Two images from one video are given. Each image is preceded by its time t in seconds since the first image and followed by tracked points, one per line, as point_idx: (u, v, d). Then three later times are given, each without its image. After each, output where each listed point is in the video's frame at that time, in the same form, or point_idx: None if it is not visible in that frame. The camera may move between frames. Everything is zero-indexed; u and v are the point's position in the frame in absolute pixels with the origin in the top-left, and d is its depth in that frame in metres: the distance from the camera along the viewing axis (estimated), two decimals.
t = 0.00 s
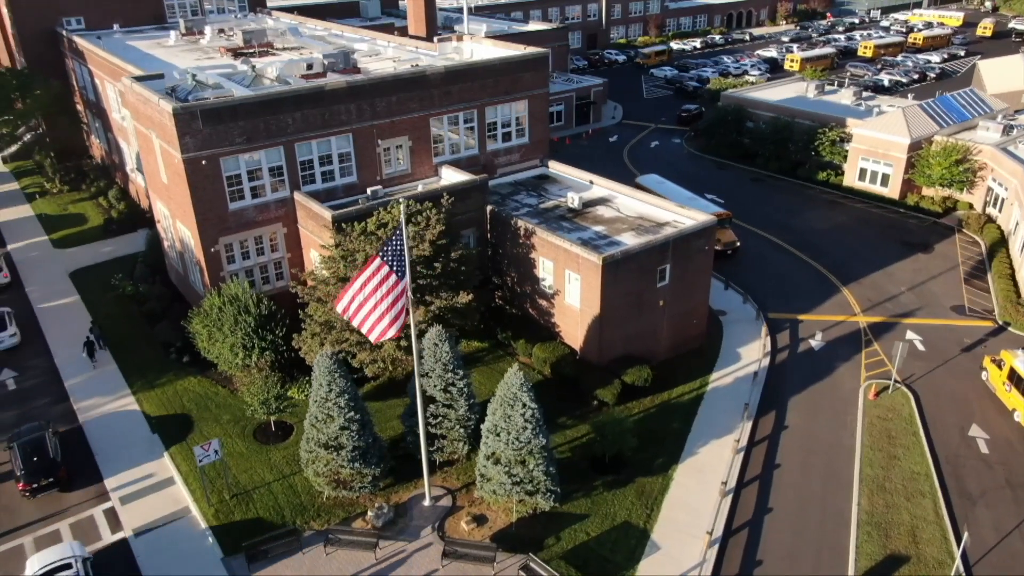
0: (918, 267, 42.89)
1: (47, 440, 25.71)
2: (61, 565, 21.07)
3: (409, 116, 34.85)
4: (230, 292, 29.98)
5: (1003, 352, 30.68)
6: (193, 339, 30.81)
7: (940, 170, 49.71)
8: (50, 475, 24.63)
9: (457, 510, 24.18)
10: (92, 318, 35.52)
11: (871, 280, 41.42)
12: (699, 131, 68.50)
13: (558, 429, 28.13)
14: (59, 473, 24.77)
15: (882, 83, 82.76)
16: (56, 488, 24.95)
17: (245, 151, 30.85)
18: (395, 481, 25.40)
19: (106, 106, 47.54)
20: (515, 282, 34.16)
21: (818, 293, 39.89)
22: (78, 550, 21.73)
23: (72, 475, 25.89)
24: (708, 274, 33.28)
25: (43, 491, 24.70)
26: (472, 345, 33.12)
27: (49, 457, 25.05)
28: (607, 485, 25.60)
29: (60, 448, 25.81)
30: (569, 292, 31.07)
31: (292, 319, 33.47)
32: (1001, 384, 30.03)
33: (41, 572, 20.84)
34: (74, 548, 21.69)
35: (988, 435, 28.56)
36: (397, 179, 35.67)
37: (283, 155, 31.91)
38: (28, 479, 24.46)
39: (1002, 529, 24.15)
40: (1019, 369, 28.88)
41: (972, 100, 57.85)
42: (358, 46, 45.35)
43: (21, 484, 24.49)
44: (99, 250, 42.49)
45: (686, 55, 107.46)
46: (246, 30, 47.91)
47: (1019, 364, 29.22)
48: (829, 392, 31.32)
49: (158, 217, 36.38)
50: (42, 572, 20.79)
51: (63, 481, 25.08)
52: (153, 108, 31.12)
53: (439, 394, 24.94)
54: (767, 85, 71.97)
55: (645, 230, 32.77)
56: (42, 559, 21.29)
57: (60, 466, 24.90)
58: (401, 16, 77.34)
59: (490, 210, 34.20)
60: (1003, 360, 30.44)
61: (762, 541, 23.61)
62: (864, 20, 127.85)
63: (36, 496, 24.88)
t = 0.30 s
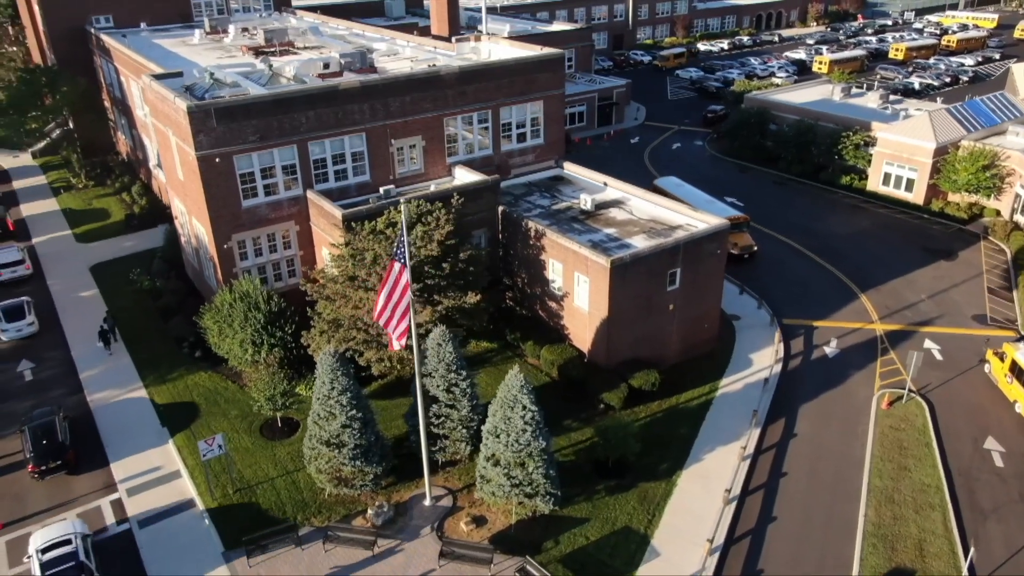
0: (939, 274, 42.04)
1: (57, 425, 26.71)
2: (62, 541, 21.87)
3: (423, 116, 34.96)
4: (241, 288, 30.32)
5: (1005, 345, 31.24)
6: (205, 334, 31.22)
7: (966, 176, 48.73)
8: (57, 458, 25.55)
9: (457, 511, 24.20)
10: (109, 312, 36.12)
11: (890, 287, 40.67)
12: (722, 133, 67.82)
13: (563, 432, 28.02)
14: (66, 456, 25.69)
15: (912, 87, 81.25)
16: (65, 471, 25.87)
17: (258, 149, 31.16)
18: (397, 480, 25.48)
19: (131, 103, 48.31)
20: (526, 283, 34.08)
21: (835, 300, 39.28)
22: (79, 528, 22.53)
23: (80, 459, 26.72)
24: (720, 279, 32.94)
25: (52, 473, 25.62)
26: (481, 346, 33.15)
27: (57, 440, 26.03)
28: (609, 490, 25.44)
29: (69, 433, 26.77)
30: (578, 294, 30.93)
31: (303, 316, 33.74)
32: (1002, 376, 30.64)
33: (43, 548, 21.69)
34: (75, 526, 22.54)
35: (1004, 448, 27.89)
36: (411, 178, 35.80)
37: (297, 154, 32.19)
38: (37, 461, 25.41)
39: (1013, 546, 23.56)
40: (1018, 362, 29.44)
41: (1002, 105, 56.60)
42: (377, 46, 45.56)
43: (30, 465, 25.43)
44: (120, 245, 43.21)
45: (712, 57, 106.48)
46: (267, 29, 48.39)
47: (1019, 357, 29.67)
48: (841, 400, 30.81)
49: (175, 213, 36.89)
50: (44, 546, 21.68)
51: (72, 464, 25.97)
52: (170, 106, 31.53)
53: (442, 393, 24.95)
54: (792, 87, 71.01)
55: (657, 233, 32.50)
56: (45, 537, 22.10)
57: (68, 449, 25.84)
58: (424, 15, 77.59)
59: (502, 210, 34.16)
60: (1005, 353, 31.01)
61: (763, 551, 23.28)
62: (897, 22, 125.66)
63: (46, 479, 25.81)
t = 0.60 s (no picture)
0: (964, 283, 41.07)
1: (68, 409, 27.58)
2: (65, 517, 22.61)
3: (437, 115, 35.04)
4: (253, 285, 30.67)
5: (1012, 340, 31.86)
6: (218, 329, 31.61)
7: (995, 182, 47.74)
8: (67, 440, 26.36)
9: (456, 511, 24.19)
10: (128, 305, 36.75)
11: (912, 295, 39.83)
12: (747, 136, 67.00)
13: (568, 435, 27.86)
14: (75, 438, 26.50)
15: (946, 91, 79.52)
16: (75, 453, 26.67)
17: (272, 147, 31.48)
18: (399, 478, 25.57)
19: (157, 101, 49.11)
20: (537, 285, 33.94)
21: (854, 307, 38.55)
22: (82, 506, 23.26)
23: (89, 447, 27.26)
24: (734, 283, 32.52)
25: (62, 455, 26.44)
26: (491, 346, 33.14)
27: (68, 424, 26.87)
28: (611, 494, 25.25)
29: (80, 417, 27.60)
30: (588, 297, 30.76)
31: (314, 314, 34.00)
32: (1008, 370, 31.27)
33: (47, 522, 22.48)
34: (79, 503, 23.30)
35: (1021, 463, 27.15)
36: (425, 178, 35.90)
37: (311, 152, 32.46)
38: (48, 443, 26.25)
39: None
40: None
41: None
42: (397, 46, 45.80)
43: (41, 447, 26.29)
44: (142, 240, 43.97)
45: (742, 59, 105.27)
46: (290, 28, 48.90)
47: None
48: (854, 410, 30.23)
49: (194, 210, 37.41)
50: (48, 521, 22.48)
51: (81, 447, 26.78)
52: (188, 104, 31.97)
53: (445, 393, 24.98)
54: (820, 90, 69.94)
55: (669, 236, 32.20)
56: (50, 513, 22.88)
57: (77, 432, 26.66)
58: (450, 15, 77.87)
59: (514, 211, 34.08)
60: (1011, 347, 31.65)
61: (765, 561, 22.93)
62: (934, 25, 123.10)
63: (56, 460, 26.65)
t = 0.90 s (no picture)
0: (987, 292, 40.14)
1: (80, 396, 28.40)
2: (70, 496, 23.31)
3: (451, 116, 35.10)
4: (264, 282, 30.98)
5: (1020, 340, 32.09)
6: (229, 326, 31.98)
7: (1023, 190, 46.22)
8: (77, 426, 27.18)
9: (456, 512, 24.19)
10: (145, 300, 37.35)
11: (932, 303, 39.03)
12: (771, 139, 66.21)
13: (572, 439, 27.72)
14: (86, 425, 27.28)
15: (979, 95, 77.81)
16: (85, 439, 27.46)
17: (286, 146, 31.79)
18: (401, 478, 25.65)
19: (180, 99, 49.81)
20: (547, 287, 33.83)
21: (872, 315, 37.87)
22: (87, 487, 23.95)
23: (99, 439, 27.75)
24: (746, 289, 32.11)
25: (72, 441, 27.21)
26: (499, 348, 33.12)
27: (79, 410, 27.66)
28: (613, 499, 25.07)
29: (91, 404, 28.43)
30: (596, 300, 30.59)
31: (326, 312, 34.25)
32: (1017, 369, 31.27)
33: (53, 501, 23.21)
34: (85, 484, 24.00)
35: None
36: (438, 178, 35.99)
37: (324, 152, 32.71)
38: (59, 428, 27.04)
39: None
40: None
41: None
42: (416, 46, 45.97)
43: (53, 432, 27.07)
44: (162, 236, 44.66)
45: (770, 61, 104.05)
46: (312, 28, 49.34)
47: None
48: (866, 419, 29.68)
49: (211, 207, 37.88)
50: (55, 500, 23.15)
51: (91, 434, 27.56)
52: (204, 102, 32.37)
53: (448, 395, 25.00)
54: (847, 94, 68.89)
55: (681, 240, 31.91)
56: (56, 493, 23.60)
57: (88, 418, 27.48)
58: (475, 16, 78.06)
59: (526, 213, 34.03)
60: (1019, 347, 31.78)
61: (767, 571, 22.61)
62: (970, 28, 120.58)
63: (67, 445, 27.42)
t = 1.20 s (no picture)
0: (1013, 301, 39.12)
1: (93, 381, 29.26)
2: (77, 476, 24.24)
3: (466, 116, 35.14)
4: (276, 279, 31.31)
5: None
6: (242, 321, 32.38)
7: None
8: (90, 411, 28.01)
9: (456, 512, 24.20)
10: (163, 294, 37.96)
11: (955, 312, 38.15)
12: (797, 141, 65.26)
13: (577, 442, 27.59)
14: (98, 410, 28.11)
15: (1016, 99, 75.89)
16: (97, 424, 28.29)
17: (301, 144, 32.09)
18: (403, 476, 25.76)
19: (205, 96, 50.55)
20: (559, 288, 33.70)
21: (891, 323, 37.12)
22: (95, 467, 24.86)
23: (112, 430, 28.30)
24: (760, 293, 31.66)
25: (85, 424, 28.05)
26: (509, 348, 33.11)
27: (92, 395, 28.53)
28: (615, 503, 24.90)
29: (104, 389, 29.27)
30: (606, 302, 30.40)
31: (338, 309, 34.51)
32: None
33: (61, 480, 24.12)
34: (92, 464, 24.90)
35: None
36: (452, 178, 36.05)
37: (338, 150, 32.94)
38: (73, 412, 27.94)
39: None
40: None
41: None
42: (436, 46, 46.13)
43: (67, 416, 27.95)
44: (184, 231, 45.35)
45: (801, 62, 102.59)
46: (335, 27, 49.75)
47: None
48: (879, 429, 29.09)
49: (229, 203, 38.37)
50: (63, 480, 24.12)
51: (103, 418, 28.39)
52: (221, 100, 32.78)
53: (451, 394, 25.03)
54: (877, 96, 67.65)
55: (693, 244, 31.58)
56: (66, 472, 24.55)
57: (100, 403, 28.29)
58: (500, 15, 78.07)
59: (538, 213, 33.95)
60: None
61: None
62: (1009, 30, 117.73)
63: (80, 429, 28.28)
